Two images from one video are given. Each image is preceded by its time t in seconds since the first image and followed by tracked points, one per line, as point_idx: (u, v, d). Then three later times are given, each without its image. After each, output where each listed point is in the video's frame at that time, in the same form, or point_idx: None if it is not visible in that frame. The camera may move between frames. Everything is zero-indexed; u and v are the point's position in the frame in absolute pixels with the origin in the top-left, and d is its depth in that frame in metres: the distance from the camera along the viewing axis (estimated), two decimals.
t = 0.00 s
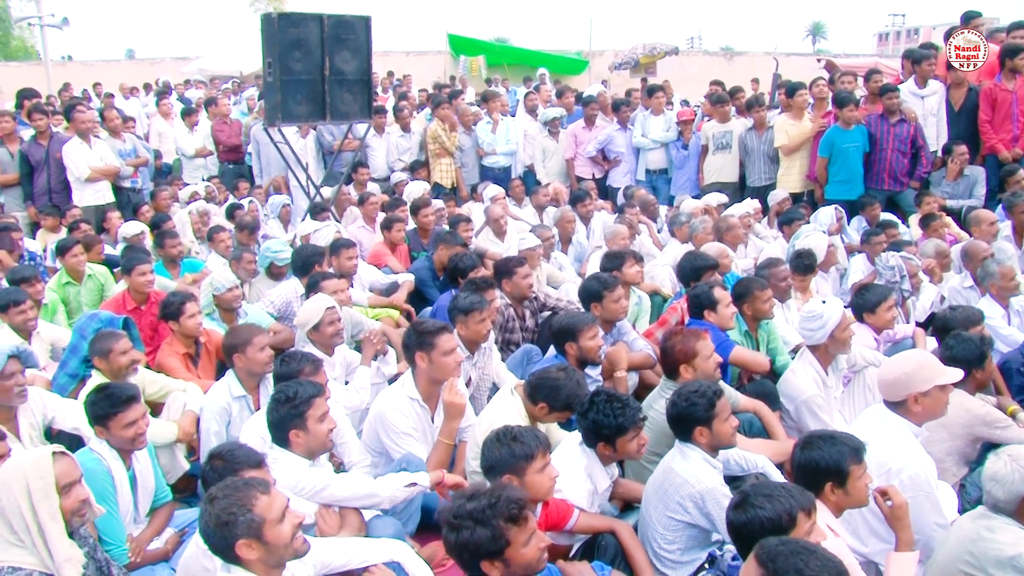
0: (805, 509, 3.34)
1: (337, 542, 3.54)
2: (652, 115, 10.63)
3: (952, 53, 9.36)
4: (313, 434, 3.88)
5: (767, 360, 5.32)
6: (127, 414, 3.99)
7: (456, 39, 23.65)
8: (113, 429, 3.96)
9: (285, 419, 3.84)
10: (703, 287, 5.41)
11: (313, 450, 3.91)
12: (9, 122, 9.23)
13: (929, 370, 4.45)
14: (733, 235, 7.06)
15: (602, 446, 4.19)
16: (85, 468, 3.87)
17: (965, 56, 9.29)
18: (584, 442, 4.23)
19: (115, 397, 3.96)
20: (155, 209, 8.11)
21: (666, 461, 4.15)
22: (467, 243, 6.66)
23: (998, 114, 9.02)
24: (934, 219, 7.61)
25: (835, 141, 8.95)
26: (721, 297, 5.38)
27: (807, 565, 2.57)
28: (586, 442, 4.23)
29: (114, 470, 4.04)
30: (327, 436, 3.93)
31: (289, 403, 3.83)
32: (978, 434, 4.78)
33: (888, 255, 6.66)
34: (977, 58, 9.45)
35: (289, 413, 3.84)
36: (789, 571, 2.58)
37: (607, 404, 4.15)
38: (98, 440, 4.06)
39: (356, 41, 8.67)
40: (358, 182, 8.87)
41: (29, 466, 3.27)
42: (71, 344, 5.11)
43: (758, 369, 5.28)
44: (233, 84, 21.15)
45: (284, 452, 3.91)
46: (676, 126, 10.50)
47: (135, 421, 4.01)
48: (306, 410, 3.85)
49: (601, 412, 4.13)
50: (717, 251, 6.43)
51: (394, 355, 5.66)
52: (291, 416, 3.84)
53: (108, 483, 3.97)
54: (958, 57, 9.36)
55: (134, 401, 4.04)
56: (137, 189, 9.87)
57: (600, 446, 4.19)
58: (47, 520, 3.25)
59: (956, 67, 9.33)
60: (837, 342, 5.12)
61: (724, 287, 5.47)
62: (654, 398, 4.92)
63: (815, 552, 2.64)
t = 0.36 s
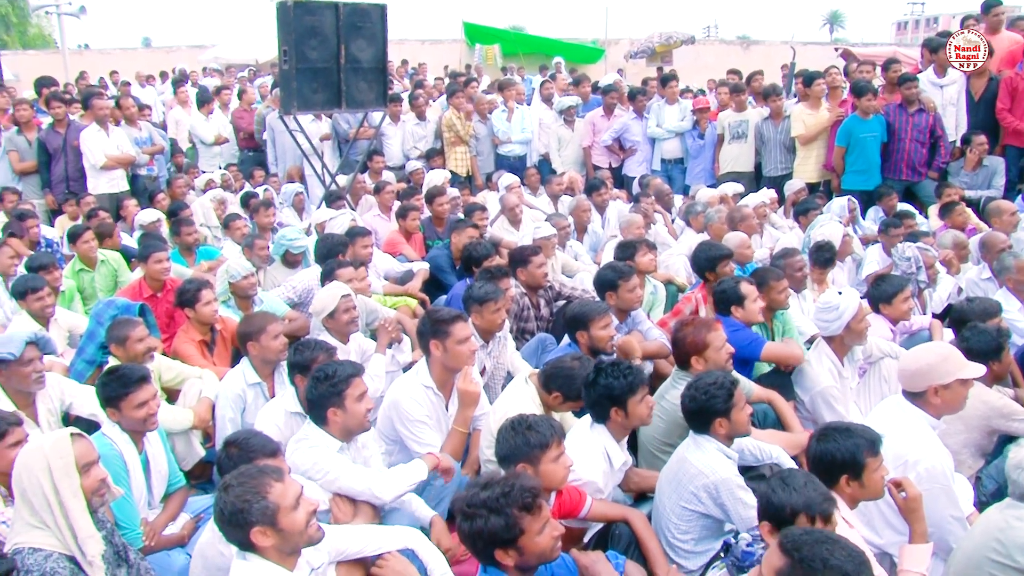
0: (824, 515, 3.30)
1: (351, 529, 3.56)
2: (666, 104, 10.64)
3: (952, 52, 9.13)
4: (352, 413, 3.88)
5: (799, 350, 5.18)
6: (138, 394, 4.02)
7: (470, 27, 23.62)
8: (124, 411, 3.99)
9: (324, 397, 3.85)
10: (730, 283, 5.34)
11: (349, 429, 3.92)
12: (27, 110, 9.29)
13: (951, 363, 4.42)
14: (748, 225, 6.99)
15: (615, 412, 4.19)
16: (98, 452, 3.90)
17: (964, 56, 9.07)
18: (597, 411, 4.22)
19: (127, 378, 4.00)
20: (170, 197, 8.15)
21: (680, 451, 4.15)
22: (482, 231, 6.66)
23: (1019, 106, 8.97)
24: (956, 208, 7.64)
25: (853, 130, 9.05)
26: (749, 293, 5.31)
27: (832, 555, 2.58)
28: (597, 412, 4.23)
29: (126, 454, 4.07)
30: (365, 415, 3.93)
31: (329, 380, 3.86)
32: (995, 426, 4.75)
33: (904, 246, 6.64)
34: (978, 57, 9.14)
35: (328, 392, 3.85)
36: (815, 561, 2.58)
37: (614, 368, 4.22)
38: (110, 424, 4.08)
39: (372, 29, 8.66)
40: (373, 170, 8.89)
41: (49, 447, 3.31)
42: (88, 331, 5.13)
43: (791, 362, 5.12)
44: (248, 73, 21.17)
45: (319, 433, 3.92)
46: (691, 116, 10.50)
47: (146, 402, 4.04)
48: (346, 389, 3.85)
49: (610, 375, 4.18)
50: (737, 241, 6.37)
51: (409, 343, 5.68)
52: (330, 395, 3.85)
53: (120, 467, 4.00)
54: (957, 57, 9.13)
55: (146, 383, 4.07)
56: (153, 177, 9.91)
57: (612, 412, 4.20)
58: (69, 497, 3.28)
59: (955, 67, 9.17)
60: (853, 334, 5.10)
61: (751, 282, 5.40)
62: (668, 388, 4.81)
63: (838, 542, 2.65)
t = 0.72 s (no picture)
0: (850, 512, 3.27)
1: (365, 517, 3.57)
2: (682, 93, 10.66)
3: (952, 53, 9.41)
4: (379, 412, 3.89)
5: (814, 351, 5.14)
6: (149, 385, 4.02)
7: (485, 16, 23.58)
8: (136, 400, 4.00)
9: (352, 397, 3.85)
10: (743, 273, 5.32)
11: (378, 425, 3.93)
12: (45, 98, 9.34)
13: (970, 356, 4.38)
14: (765, 216, 6.99)
15: (637, 380, 4.27)
16: (112, 438, 3.93)
17: (964, 57, 9.33)
18: (617, 381, 4.30)
19: (138, 370, 3.98)
20: (186, 185, 8.18)
21: (695, 441, 4.14)
22: (496, 220, 6.66)
23: None
24: (979, 197, 7.67)
25: (870, 120, 9.01)
26: (762, 282, 5.30)
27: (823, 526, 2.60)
28: (620, 381, 4.30)
29: (140, 441, 4.08)
30: (393, 413, 3.93)
31: (358, 382, 3.83)
32: (1011, 419, 4.73)
33: (921, 237, 6.60)
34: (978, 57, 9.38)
35: (355, 391, 3.85)
36: (808, 534, 2.59)
37: (636, 338, 4.34)
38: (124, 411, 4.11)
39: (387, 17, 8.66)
40: (388, 158, 8.91)
41: (62, 433, 3.33)
42: (105, 318, 5.15)
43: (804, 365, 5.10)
44: (264, 62, 21.21)
45: (352, 424, 3.93)
46: (706, 105, 10.51)
47: (157, 394, 4.05)
48: (372, 389, 3.85)
49: (634, 343, 4.30)
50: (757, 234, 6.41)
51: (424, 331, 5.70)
52: (357, 394, 3.84)
53: (135, 453, 4.03)
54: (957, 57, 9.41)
55: (159, 371, 4.08)
56: (169, 165, 9.94)
57: (635, 380, 4.26)
58: (82, 483, 3.29)
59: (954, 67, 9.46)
60: (869, 326, 5.06)
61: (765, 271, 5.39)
62: (682, 377, 4.76)
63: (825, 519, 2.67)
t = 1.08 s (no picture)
0: (849, 489, 3.30)
1: (382, 504, 3.58)
2: (701, 83, 10.65)
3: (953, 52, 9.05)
4: (419, 400, 3.92)
5: (832, 342, 5.13)
6: (170, 370, 4.05)
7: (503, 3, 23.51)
8: (158, 386, 4.03)
9: (393, 384, 3.89)
10: (757, 263, 5.33)
11: (418, 414, 3.97)
12: (65, 86, 9.41)
13: (987, 348, 4.34)
14: (782, 207, 6.96)
15: (656, 370, 4.28)
16: (130, 425, 3.94)
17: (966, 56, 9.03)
18: (635, 370, 4.30)
19: (159, 355, 4.03)
20: (205, 172, 8.22)
21: (711, 431, 4.12)
22: (513, 209, 6.67)
23: None
24: (1002, 187, 7.59)
25: (891, 111, 8.93)
26: (777, 271, 5.29)
27: (858, 529, 2.57)
28: (637, 370, 4.31)
29: (158, 428, 4.10)
30: (434, 403, 3.96)
31: (398, 369, 3.86)
32: None
33: (941, 228, 6.57)
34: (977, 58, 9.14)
35: (395, 378, 3.88)
36: (840, 534, 2.56)
37: (655, 327, 4.36)
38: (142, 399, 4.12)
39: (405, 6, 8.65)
40: (405, 147, 8.94)
41: (78, 421, 3.35)
42: (125, 305, 5.19)
43: (821, 355, 5.09)
44: (283, 50, 21.26)
45: (388, 410, 3.98)
46: (725, 95, 10.54)
47: (179, 378, 4.07)
48: (413, 376, 3.88)
49: (654, 333, 4.31)
50: (779, 224, 6.42)
51: (440, 319, 5.72)
52: (397, 381, 3.88)
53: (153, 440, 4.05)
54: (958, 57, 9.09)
55: (180, 358, 4.11)
56: (188, 153, 9.98)
57: (653, 369, 4.28)
58: (97, 473, 3.31)
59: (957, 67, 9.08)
60: (887, 318, 5.02)
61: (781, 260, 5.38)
62: (699, 367, 4.76)
63: (860, 519, 2.65)
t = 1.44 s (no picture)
0: (854, 474, 3.30)
1: (396, 494, 3.59)
2: (717, 74, 10.62)
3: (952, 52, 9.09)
4: (450, 379, 3.99)
5: (848, 335, 5.12)
6: (192, 356, 4.08)
7: None
8: (180, 371, 4.05)
9: (424, 363, 3.97)
10: (772, 256, 5.31)
11: (450, 395, 4.04)
12: (82, 77, 9.46)
13: (1003, 341, 4.31)
14: (797, 200, 6.93)
15: (664, 364, 4.26)
16: (149, 412, 3.95)
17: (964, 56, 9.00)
18: (644, 366, 4.28)
19: (183, 340, 4.06)
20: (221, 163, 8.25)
21: (725, 423, 4.10)
22: (528, 200, 6.69)
23: None
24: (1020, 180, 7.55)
25: (909, 103, 8.92)
26: (792, 265, 5.28)
27: (863, 520, 2.57)
28: (647, 365, 4.28)
29: (177, 415, 4.12)
30: (466, 382, 4.03)
31: (431, 348, 3.95)
32: None
33: (958, 221, 6.56)
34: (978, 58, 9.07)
35: (428, 358, 3.96)
36: (845, 525, 2.56)
37: (661, 322, 4.31)
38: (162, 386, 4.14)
39: None
40: (420, 138, 8.95)
41: (97, 411, 3.37)
42: (141, 295, 5.22)
43: (836, 350, 5.08)
44: (298, 40, 21.26)
45: (421, 391, 4.05)
46: (741, 87, 10.49)
47: (201, 363, 4.10)
48: (446, 356, 3.95)
49: (660, 328, 4.26)
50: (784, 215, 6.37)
51: (455, 311, 5.74)
52: (429, 361, 3.95)
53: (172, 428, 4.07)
54: (957, 57, 9.06)
55: (201, 345, 4.14)
56: (203, 144, 10.00)
57: (662, 364, 4.25)
58: (114, 464, 3.33)
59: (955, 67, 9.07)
60: (907, 312, 4.99)
61: (796, 253, 5.36)
62: (713, 359, 4.75)
63: (865, 509, 2.64)
